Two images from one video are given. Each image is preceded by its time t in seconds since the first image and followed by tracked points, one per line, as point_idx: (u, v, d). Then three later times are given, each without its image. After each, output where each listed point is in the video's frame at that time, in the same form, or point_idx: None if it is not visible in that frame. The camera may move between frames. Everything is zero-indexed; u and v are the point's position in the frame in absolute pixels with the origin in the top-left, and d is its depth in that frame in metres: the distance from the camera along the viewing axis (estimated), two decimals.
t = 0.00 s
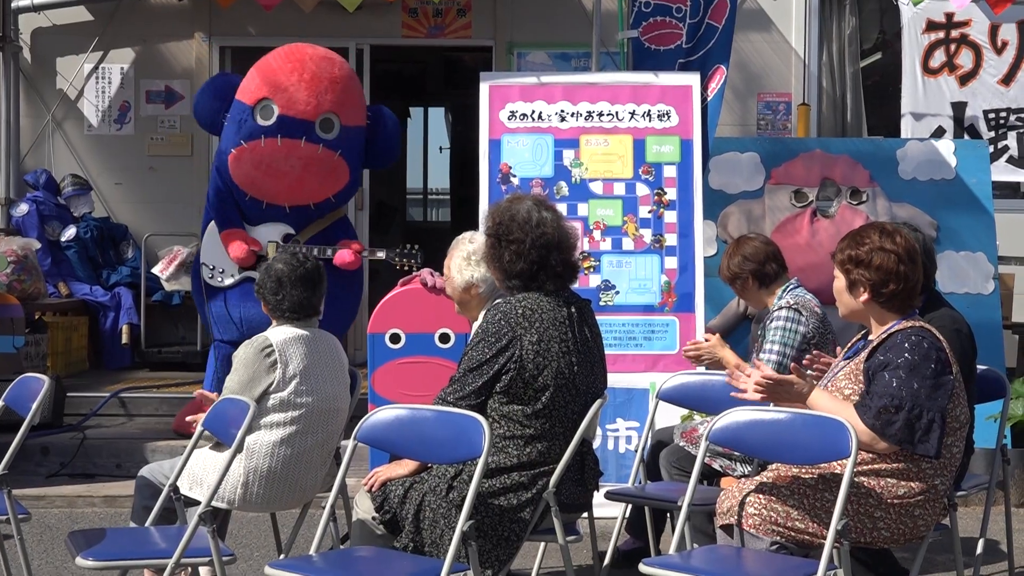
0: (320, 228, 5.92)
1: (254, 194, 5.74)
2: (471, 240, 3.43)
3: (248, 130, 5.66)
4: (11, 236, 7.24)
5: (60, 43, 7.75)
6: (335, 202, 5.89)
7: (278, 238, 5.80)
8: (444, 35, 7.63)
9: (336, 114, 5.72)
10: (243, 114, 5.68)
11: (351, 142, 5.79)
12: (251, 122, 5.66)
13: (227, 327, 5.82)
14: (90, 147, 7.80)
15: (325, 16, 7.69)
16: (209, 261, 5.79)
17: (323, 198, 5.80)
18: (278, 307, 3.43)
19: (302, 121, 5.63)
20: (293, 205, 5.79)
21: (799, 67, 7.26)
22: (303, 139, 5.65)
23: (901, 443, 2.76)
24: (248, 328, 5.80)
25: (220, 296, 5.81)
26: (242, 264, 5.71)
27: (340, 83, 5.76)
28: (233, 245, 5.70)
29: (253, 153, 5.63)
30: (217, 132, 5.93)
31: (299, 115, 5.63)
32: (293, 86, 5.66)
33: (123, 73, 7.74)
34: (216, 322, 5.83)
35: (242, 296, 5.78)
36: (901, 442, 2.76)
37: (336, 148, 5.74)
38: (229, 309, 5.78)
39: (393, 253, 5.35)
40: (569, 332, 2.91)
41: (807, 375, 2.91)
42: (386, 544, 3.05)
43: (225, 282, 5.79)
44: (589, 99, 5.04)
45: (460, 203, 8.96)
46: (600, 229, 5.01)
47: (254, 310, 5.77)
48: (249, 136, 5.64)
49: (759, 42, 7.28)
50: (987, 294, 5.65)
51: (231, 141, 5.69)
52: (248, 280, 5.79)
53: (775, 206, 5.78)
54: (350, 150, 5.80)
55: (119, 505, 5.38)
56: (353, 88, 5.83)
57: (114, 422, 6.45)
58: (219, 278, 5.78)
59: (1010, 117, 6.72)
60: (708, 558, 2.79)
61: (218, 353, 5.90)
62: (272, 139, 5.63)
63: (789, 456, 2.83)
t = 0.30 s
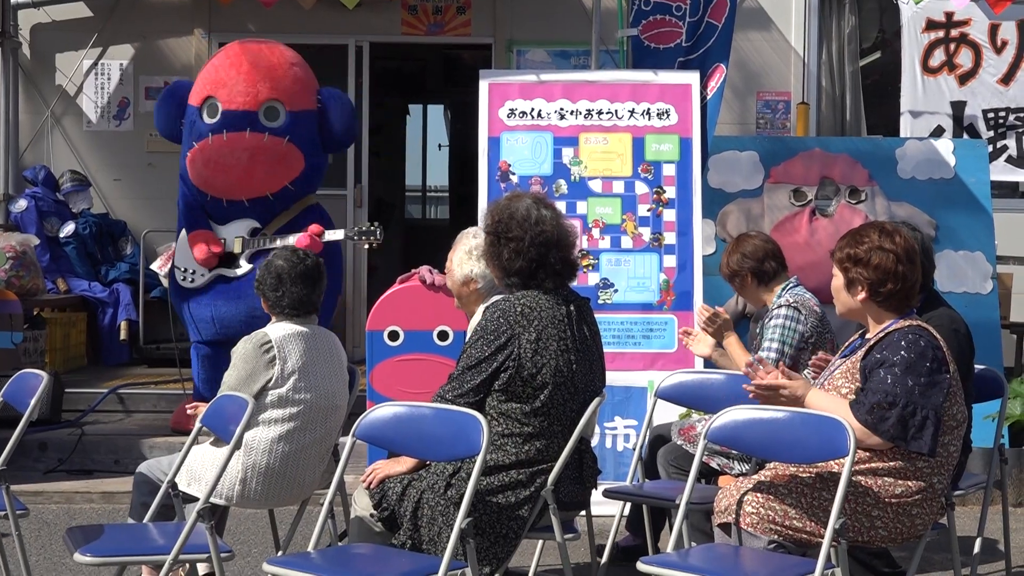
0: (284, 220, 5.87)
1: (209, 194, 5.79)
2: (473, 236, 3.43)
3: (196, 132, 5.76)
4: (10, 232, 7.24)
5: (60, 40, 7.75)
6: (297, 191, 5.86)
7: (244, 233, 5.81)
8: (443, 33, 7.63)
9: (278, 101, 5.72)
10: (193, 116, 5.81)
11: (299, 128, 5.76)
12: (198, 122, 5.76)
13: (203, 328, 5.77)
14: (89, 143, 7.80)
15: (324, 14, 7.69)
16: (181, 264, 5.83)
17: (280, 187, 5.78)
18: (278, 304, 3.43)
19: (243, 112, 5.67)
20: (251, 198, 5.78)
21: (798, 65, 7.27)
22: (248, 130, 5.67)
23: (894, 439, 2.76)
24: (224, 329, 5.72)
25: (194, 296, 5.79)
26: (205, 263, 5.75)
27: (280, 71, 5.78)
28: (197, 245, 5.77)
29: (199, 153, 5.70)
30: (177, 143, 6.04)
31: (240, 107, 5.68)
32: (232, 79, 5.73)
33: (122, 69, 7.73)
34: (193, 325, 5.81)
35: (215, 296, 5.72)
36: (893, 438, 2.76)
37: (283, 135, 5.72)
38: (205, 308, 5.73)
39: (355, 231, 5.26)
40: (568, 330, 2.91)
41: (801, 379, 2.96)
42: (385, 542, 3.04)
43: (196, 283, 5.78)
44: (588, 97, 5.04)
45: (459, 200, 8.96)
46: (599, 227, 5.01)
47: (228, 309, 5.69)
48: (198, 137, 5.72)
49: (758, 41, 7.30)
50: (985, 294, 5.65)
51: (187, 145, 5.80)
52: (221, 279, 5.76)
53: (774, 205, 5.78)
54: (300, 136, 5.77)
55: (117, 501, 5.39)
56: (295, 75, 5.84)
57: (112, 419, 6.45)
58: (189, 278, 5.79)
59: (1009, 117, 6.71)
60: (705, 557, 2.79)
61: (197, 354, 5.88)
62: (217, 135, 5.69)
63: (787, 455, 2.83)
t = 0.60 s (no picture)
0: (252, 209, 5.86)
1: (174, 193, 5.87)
2: (472, 236, 3.44)
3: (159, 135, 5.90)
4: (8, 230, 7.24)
5: (60, 38, 7.75)
6: (253, 180, 5.79)
7: (216, 225, 5.82)
8: (442, 33, 7.62)
9: (217, 91, 5.72)
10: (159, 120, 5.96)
11: (241, 115, 5.70)
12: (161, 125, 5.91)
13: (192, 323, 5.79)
14: (88, 141, 7.80)
15: (324, 13, 7.69)
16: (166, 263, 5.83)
17: (231, 177, 5.73)
18: (277, 304, 3.42)
19: (186, 108, 5.72)
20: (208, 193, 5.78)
21: (797, 66, 7.27)
22: (191, 126, 5.70)
23: (894, 441, 2.76)
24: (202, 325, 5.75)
25: (186, 297, 5.80)
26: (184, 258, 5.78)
27: (221, 62, 5.78)
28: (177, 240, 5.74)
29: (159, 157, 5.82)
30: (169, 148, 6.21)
31: (183, 103, 5.74)
32: (180, 78, 5.82)
33: (121, 68, 7.72)
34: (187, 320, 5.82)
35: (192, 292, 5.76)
36: (893, 439, 2.76)
37: (224, 125, 5.69)
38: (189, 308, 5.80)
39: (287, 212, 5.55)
40: (567, 330, 2.91)
41: (803, 375, 2.94)
42: (383, 541, 3.04)
43: (182, 281, 5.78)
44: (587, 97, 5.04)
45: (458, 199, 8.96)
46: (598, 227, 5.01)
47: (198, 306, 5.74)
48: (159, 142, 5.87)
49: (758, 41, 7.29)
50: (984, 295, 5.65)
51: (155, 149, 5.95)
52: (200, 274, 5.77)
53: (773, 205, 5.78)
54: (243, 123, 5.71)
55: (116, 500, 5.38)
56: (241, 63, 5.80)
57: (111, 417, 6.45)
58: (175, 276, 5.78)
59: (1008, 118, 6.72)
60: (704, 557, 2.79)
61: (191, 350, 5.87)
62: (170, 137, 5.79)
63: (786, 456, 2.84)
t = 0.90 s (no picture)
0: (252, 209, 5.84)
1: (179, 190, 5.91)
2: (470, 236, 3.44)
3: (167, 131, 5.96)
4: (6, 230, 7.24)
5: (57, 37, 7.74)
6: (250, 180, 5.78)
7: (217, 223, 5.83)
8: (440, 32, 7.63)
9: (217, 90, 5.73)
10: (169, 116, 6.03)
11: (238, 115, 5.71)
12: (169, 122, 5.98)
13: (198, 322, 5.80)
14: (86, 141, 7.79)
15: (322, 12, 7.69)
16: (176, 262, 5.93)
17: (228, 177, 5.75)
18: (275, 304, 3.42)
19: (188, 107, 5.76)
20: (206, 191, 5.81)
21: (795, 66, 7.28)
22: (192, 125, 5.74)
23: (894, 442, 2.76)
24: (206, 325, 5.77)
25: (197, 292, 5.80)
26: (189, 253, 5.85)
27: (224, 59, 5.78)
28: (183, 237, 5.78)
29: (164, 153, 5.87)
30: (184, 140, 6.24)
31: (186, 102, 5.78)
32: (186, 75, 5.86)
33: (118, 67, 7.72)
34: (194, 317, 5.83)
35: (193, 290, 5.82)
36: (892, 441, 2.76)
37: (222, 125, 5.71)
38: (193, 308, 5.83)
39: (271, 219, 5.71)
40: (564, 330, 2.91)
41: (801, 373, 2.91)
42: (380, 541, 3.07)
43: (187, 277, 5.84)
44: (585, 97, 5.04)
45: (456, 198, 8.96)
46: (597, 227, 5.01)
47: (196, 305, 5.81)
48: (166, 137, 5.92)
49: (756, 41, 7.30)
50: (982, 295, 5.65)
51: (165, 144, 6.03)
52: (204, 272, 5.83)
53: (771, 205, 5.79)
54: (240, 123, 5.71)
55: (113, 500, 5.38)
56: (244, 61, 5.79)
57: (109, 417, 6.45)
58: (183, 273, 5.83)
59: (1007, 118, 6.72)
60: (701, 557, 2.79)
61: (196, 347, 5.86)
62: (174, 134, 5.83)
63: (783, 456, 2.84)
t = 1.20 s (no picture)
0: (290, 214, 5.80)
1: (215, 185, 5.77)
2: (470, 236, 3.46)
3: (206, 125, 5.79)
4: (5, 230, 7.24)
5: (55, 37, 7.74)
6: (297, 189, 5.75)
7: (249, 225, 5.78)
8: (439, 32, 7.63)
9: (278, 96, 5.66)
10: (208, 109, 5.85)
11: (299, 124, 5.66)
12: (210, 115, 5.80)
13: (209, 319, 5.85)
14: (84, 141, 7.79)
15: (320, 12, 7.68)
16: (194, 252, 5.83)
17: (277, 183, 5.68)
18: (274, 303, 3.42)
19: (243, 106, 5.64)
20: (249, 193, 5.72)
21: (793, 66, 7.28)
22: (246, 124, 5.63)
23: (888, 439, 2.77)
24: (220, 322, 5.80)
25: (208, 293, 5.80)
26: (213, 249, 5.76)
27: (288, 66, 5.71)
28: (207, 231, 5.73)
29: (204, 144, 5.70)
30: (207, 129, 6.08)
31: (240, 100, 5.64)
32: (239, 72, 5.72)
33: (117, 67, 7.71)
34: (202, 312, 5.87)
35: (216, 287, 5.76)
36: (887, 438, 2.77)
37: (281, 131, 5.64)
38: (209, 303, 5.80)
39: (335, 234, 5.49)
40: (562, 329, 2.91)
41: (797, 376, 2.96)
42: (379, 541, 3.08)
43: (204, 273, 5.78)
44: (583, 97, 5.04)
45: (455, 198, 8.97)
46: (595, 227, 5.02)
47: (221, 303, 5.74)
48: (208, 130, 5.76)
49: (754, 40, 7.30)
50: (979, 294, 5.65)
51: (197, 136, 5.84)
52: (225, 271, 5.78)
53: (769, 205, 5.79)
54: (300, 132, 5.66)
55: (112, 499, 5.38)
56: (307, 71, 5.74)
57: (107, 417, 6.45)
58: (200, 267, 5.78)
59: (1006, 117, 6.73)
60: (698, 556, 2.79)
61: (208, 345, 5.93)
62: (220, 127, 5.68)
63: (781, 455, 2.84)
